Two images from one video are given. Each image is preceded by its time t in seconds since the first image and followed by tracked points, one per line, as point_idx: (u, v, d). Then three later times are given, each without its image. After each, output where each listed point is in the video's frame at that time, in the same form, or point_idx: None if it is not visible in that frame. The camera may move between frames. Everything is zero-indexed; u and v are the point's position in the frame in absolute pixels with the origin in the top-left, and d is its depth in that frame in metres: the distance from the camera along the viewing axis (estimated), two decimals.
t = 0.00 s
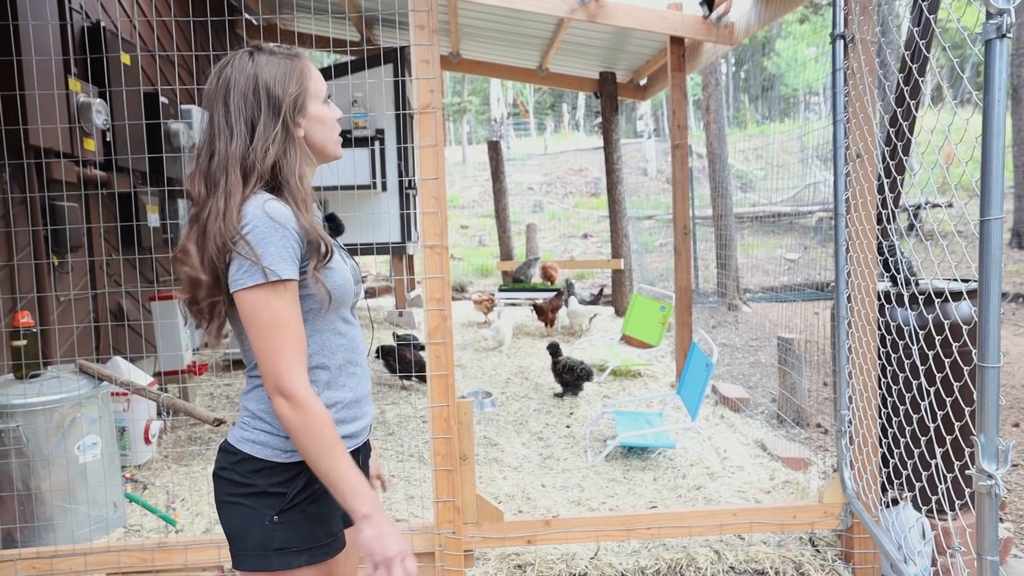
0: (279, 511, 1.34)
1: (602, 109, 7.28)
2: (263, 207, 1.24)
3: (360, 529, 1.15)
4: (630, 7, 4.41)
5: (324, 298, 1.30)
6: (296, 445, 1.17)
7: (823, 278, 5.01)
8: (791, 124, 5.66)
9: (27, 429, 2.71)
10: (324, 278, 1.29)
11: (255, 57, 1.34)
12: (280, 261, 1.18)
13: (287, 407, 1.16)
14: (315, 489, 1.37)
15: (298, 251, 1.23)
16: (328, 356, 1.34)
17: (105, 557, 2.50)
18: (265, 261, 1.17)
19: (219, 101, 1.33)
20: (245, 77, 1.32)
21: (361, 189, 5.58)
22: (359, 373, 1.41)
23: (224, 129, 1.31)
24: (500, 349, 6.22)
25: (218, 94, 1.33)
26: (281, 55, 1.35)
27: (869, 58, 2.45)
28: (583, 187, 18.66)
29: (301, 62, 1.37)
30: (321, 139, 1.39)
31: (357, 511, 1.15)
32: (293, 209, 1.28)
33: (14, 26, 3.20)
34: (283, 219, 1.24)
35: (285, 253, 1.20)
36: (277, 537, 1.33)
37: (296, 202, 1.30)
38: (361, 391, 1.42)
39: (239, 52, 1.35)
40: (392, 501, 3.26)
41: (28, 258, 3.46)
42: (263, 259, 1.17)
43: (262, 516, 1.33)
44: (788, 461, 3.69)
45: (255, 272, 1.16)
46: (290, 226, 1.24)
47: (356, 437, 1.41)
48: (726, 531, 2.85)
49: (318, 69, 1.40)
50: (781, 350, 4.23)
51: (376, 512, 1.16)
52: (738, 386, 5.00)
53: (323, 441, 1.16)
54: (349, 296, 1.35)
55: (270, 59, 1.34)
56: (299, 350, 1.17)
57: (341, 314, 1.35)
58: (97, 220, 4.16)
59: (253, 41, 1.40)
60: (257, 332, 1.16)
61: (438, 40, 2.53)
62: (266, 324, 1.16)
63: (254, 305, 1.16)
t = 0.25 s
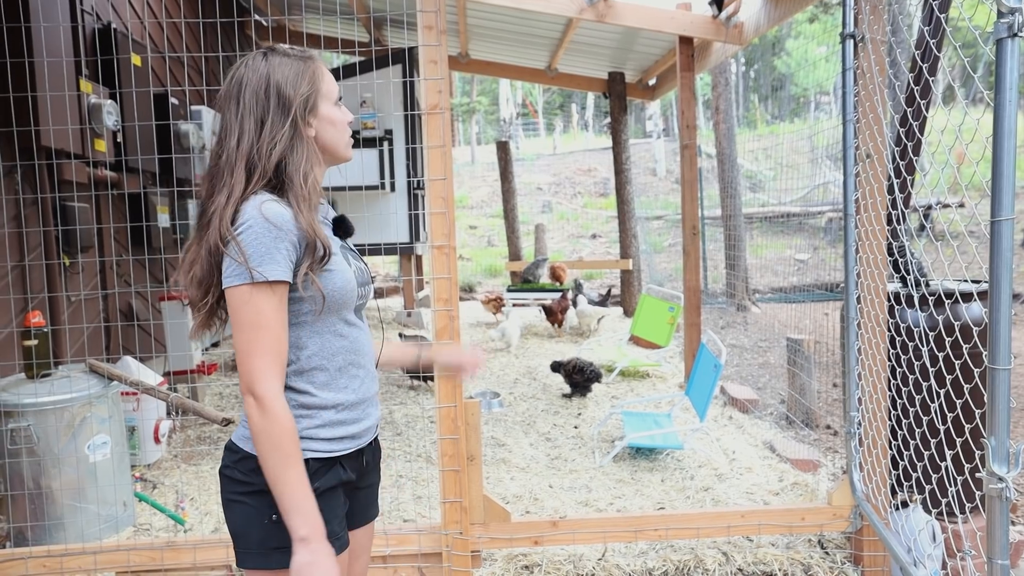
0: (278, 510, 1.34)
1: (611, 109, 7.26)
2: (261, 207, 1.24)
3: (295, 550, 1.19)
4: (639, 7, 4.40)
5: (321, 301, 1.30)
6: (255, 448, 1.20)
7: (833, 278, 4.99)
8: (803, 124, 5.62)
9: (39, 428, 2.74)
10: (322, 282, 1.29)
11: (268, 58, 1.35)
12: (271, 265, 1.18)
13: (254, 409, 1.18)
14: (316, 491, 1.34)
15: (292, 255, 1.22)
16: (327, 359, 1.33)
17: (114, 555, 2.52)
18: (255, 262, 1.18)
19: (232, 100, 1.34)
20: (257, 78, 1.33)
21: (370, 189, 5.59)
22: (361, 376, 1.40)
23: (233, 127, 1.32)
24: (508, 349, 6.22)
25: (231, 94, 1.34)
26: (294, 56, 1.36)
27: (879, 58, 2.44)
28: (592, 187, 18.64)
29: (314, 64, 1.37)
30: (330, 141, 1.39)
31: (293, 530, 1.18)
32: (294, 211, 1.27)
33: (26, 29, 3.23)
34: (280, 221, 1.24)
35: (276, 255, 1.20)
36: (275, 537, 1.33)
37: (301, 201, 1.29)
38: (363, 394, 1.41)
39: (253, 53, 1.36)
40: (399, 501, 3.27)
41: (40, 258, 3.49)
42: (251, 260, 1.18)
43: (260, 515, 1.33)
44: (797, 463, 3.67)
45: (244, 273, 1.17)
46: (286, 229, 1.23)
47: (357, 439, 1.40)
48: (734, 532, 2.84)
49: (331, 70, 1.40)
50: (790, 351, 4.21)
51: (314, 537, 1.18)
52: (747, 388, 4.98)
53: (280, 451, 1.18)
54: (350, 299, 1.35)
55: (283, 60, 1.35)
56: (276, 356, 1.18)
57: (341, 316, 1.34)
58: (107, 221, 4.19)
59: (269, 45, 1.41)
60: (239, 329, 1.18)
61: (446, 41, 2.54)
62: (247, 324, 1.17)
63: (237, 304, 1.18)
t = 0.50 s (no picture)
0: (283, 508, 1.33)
1: (618, 109, 7.25)
2: (264, 205, 1.24)
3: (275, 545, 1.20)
4: (646, 6, 4.37)
5: (323, 298, 1.30)
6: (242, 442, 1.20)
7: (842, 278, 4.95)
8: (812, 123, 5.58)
9: (48, 427, 2.76)
10: (325, 278, 1.29)
11: (292, 61, 1.36)
12: (271, 261, 1.18)
13: (243, 403, 1.17)
14: (318, 488, 1.34)
15: (293, 251, 1.23)
16: (327, 356, 1.33)
17: (122, 554, 2.54)
18: (256, 257, 1.18)
19: (251, 97, 1.34)
20: (278, 78, 1.33)
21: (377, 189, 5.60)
22: (361, 374, 1.40)
23: (249, 124, 1.33)
24: (515, 349, 6.22)
25: (251, 91, 1.35)
26: (316, 62, 1.37)
27: (887, 56, 2.42)
28: (600, 187, 18.62)
29: (334, 71, 1.38)
30: (342, 148, 1.39)
31: (273, 526, 1.19)
32: (297, 210, 1.27)
33: (35, 31, 3.25)
34: (283, 219, 1.24)
35: (276, 252, 1.20)
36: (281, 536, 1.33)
37: (307, 199, 1.29)
38: (363, 392, 1.41)
39: (276, 54, 1.37)
40: (405, 501, 3.27)
41: (48, 259, 3.52)
42: (252, 255, 1.18)
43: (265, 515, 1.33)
44: (804, 464, 3.66)
45: (244, 268, 1.17)
46: (288, 227, 1.23)
47: (359, 437, 1.40)
48: (741, 533, 2.83)
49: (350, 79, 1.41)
50: (798, 351, 4.20)
51: (295, 534, 1.20)
52: (755, 388, 4.96)
53: (268, 447, 1.18)
54: (352, 297, 1.35)
55: (307, 65, 1.35)
56: (269, 352, 1.18)
57: (341, 314, 1.34)
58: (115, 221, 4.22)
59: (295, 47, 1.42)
60: (234, 322, 1.18)
61: (451, 41, 2.54)
62: (242, 318, 1.17)
63: (234, 297, 1.18)
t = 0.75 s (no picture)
0: (275, 504, 1.33)
1: (624, 104, 7.22)
2: (248, 207, 1.24)
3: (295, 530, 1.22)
4: None
5: (312, 298, 1.30)
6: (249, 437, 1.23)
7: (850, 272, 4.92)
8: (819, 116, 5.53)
9: (54, 425, 2.78)
10: (313, 278, 1.29)
11: (284, 63, 1.35)
12: (255, 262, 1.19)
13: (240, 400, 1.19)
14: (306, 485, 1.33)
15: (279, 253, 1.23)
16: (316, 355, 1.33)
17: (129, 552, 2.56)
18: (240, 259, 1.19)
19: (245, 101, 1.35)
20: (269, 81, 1.33)
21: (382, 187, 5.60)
22: (354, 373, 1.39)
23: (243, 129, 1.34)
24: (521, 346, 6.21)
25: (245, 95, 1.36)
26: (310, 63, 1.36)
27: (892, 49, 2.39)
28: (607, 182, 18.57)
29: (327, 71, 1.36)
30: (338, 150, 1.38)
31: (291, 512, 1.20)
32: (283, 211, 1.27)
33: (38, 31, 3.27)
34: (267, 220, 1.24)
35: (260, 254, 1.20)
36: (275, 532, 1.32)
37: (300, 204, 1.29)
38: (357, 391, 1.40)
39: (270, 56, 1.37)
40: (411, 498, 3.28)
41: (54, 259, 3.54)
42: (237, 257, 1.19)
43: (258, 511, 1.33)
44: (812, 459, 3.64)
45: (228, 270, 1.19)
46: (272, 228, 1.23)
47: (350, 435, 1.39)
48: (747, 529, 2.82)
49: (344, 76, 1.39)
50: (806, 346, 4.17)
51: (312, 519, 1.21)
52: (762, 383, 4.94)
53: (273, 440, 1.19)
54: (344, 297, 1.34)
55: (298, 66, 1.35)
56: (260, 350, 1.19)
57: (330, 315, 1.33)
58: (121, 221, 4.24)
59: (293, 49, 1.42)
60: (226, 323, 1.20)
61: (452, 37, 2.53)
62: (234, 319, 1.19)
63: (224, 297, 1.19)
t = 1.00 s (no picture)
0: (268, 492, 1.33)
1: (640, 101, 7.18)
2: (248, 208, 1.26)
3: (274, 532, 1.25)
4: None
5: (310, 298, 1.31)
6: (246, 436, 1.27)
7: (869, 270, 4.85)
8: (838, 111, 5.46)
9: (71, 421, 2.83)
10: (313, 280, 1.30)
11: (272, 64, 1.36)
12: (253, 265, 1.21)
13: (239, 399, 1.23)
14: (300, 477, 1.33)
15: (279, 255, 1.25)
16: (318, 352, 1.34)
17: (144, 547, 2.60)
18: (238, 261, 1.21)
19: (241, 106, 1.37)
20: (260, 83, 1.34)
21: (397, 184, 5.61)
22: (356, 369, 1.39)
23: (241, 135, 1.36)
24: (536, 343, 6.21)
25: (240, 100, 1.38)
26: (300, 61, 1.36)
27: (909, 42, 2.35)
28: (624, 179, 18.48)
29: (317, 66, 1.36)
30: (336, 145, 1.38)
31: (274, 515, 1.24)
32: (283, 213, 1.29)
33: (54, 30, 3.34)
34: (265, 221, 1.25)
35: (256, 257, 1.22)
36: (263, 517, 1.32)
37: (300, 206, 1.30)
38: (359, 388, 1.39)
39: (260, 58, 1.38)
40: (424, 495, 3.29)
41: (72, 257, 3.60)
42: (237, 260, 1.22)
43: (252, 497, 1.33)
44: (828, 459, 3.60)
45: (229, 272, 1.22)
46: (270, 230, 1.25)
47: (351, 431, 1.38)
48: (761, 529, 2.79)
49: (335, 69, 1.39)
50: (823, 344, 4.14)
51: (291, 524, 1.24)
52: (779, 382, 4.89)
53: (264, 442, 1.22)
54: (346, 296, 1.34)
55: (287, 64, 1.35)
56: (258, 351, 1.23)
57: (331, 313, 1.34)
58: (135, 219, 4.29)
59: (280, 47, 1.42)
60: (228, 322, 1.24)
61: (463, 33, 2.53)
62: (236, 319, 1.22)
63: (227, 297, 1.23)
